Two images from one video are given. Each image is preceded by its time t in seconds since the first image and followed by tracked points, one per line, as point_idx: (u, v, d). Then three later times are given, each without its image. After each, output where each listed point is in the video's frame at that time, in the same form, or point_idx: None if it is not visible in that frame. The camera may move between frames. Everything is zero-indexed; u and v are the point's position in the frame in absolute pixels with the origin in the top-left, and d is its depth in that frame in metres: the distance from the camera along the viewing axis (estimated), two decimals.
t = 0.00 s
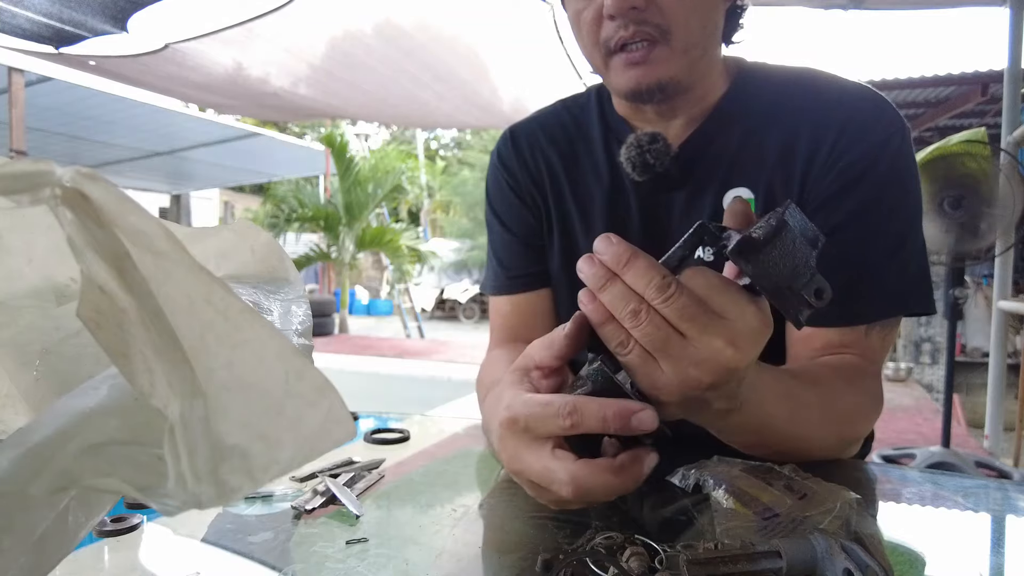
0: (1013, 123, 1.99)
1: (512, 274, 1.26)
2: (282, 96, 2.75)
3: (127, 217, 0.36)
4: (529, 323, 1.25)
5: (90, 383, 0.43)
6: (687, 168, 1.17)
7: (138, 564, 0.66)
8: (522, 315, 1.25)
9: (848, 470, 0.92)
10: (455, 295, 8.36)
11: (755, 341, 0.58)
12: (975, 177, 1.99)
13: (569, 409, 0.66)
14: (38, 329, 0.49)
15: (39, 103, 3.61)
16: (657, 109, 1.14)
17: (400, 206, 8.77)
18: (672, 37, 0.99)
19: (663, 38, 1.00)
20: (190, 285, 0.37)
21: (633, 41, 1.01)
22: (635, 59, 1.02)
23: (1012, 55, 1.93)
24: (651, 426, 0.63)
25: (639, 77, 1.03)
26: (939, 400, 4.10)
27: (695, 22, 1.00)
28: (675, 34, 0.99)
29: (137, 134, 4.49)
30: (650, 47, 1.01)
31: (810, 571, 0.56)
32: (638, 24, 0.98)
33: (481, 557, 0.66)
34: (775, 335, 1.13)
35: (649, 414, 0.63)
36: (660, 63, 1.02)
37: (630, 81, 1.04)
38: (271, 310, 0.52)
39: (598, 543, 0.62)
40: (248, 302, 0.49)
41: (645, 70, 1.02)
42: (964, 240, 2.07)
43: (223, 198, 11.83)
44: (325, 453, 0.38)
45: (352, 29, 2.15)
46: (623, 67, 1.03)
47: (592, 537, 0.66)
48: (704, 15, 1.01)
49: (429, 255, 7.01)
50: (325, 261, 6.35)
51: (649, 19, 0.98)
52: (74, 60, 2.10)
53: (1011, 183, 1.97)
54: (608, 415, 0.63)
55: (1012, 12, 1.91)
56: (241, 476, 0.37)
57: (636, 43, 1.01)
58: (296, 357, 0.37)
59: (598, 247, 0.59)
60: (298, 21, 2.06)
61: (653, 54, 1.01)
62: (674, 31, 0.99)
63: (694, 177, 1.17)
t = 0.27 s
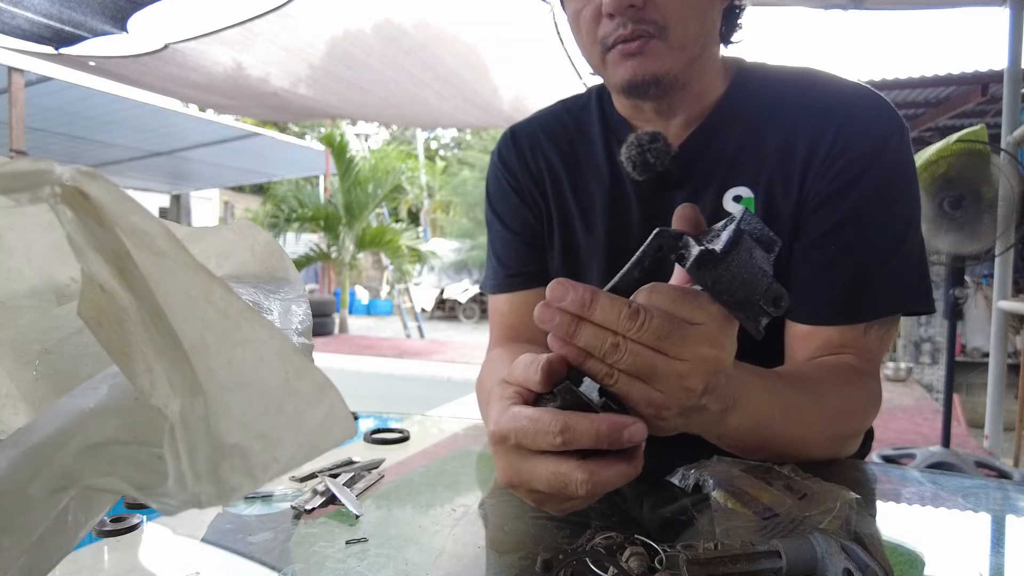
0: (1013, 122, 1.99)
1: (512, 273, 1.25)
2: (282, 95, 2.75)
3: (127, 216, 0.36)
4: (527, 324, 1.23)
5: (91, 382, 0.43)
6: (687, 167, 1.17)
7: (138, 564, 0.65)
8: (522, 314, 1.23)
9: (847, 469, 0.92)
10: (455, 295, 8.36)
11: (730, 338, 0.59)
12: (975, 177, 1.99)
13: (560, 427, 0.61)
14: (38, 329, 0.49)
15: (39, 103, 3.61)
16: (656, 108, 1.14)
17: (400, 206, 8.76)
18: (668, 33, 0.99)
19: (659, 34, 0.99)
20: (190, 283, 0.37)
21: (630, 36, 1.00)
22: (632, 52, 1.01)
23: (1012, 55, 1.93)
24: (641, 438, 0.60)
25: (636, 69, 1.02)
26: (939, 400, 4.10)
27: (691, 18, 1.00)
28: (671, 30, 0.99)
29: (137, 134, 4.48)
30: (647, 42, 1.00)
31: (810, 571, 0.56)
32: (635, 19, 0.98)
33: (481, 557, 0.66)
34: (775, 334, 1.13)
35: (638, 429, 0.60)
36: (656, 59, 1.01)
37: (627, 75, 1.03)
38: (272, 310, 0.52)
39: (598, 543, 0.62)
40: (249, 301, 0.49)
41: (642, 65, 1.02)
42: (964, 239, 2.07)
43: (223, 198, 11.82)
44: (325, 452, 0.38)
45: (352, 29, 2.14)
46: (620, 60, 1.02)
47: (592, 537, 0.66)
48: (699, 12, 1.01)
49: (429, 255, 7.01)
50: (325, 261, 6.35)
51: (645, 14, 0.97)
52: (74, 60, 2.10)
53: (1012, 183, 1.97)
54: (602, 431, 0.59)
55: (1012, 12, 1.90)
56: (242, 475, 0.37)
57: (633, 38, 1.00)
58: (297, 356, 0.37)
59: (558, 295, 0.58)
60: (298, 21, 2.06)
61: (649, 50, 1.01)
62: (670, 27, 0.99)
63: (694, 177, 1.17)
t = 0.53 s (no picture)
0: (1013, 122, 1.99)
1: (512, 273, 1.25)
2: (282, 96, 2.75)
3: (126, 216, 0.36)
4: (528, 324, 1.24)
5: (91, 383, 0.43)
6: (686, 168, 1.17)
7: (138, 564, 0.65)
8: (522, 314, 1.24)
9: (847, 470, 0.92)
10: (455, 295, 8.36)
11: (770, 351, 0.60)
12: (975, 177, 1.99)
13: (466, 435, 0.67)
14: (38, 329, 0.49)
15: (39, 103, 3.61)
16: (656, 108, 1.13)
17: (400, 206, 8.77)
18: (669, 35, 0.99)
19: (660, 36, 0.99)
20: (190, 284, 0.37)
21: (632, 39, 1.01)
22: (634, 58, 1.02)
23: (1012, 55, 1.93)
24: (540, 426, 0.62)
25: (639, 74, 1.03)
26: (938, 400, 4.10)
27: (693, 20, 1.00)
28: (673, 32, 0.99)
29: (137, 134, 4.49)
30: (648, 44, 1.01)
31: (810, 571, 0.56)
32: (637, 21, 0.98)
33: (481, 556, 0.67)
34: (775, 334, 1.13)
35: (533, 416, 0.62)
36: (658, 61, 1.02)
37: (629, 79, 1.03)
38: (271, 310, 0.52)
39: (598, 543, 0.62)
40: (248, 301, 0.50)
41: (645, 68, 1.02)
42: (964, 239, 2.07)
43: (224, 198, 11.83)
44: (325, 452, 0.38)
45: (352, 28, 2.15)
46: (623, 65, 1.03)
47: (592, 537, 0.66)
48: (701, 14, 1.01)
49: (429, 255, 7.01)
50: (325, 261, 6.35)
51: (647, 16, 0.98)
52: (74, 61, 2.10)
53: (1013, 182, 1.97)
54: (498, 429, 0.63)
55: (1012, 12, 1.90)
56: (241, 476, 0.37)
57: (635, 40, 1.01)
58: (296, 356, 0.37)
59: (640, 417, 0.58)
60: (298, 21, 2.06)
61: (651, 53, 1.01)
62: (671, 29, 0.99)
63: (693, 177, 1.17)
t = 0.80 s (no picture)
0: (1013, 122, 1.99)
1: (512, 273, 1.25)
2: (282, 96, 2.75)
3: (126, 216, 0.36)
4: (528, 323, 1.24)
5: (91, 383, 0.43)
6: (686, 168, 1.17)
7: (138, 564, 0.65)
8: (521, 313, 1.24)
9: (847, 469, 0.92)
10: (455, 294, 8.35)
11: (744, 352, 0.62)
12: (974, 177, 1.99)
13: (438, 401, 0.68)
14: (38, 329, 0.49)
15: (39, 103, 3.61)
16: (655, 108, 1.13)
17: (400, 206, 8.77)
18: (669, 33, 0.99)
19: (660, 34, 0.99)
20: (190, 283, 0.37)
21: (632, 36, 1.00)
22: (635, 54, 1.01)
23: (1012, 55, 1.93)
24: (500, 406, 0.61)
25: (639, 72, 1.02)
26: (938, 400, 4.10)
27: (692, 18, 1.00)
28: (673, 30, 0.99)
29: (137, 134, 4.49)
30: (648, 42, 1.00)
31: (810, 571, 0.56)
32: (636, 17, 0.99)
33: (481, 556, 0.67)
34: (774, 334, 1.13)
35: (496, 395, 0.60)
36: (658, 60, 1.01)
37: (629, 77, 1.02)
38: (271, 310, 0.52)
39: (598, 543, 0.62)
40: (249, 302, 0.50)
41: (643, 65, 1.01)
42: (964, 239, 2.07)
43: (224, 198, 11.82)
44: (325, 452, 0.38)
45: (352, 29, 2.15)
46: (623, 62, 1.02)
47: (591, 537, 0.66)
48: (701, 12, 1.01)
49: (429, 255, 7.01)
50: (325, 261, 6.35)
51: (646, 12, 0.98)
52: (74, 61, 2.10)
53: (1012, 184, 1.98)
54: (463, 401, 0.64)
55: (1012, 13, 1.90)
56: (242, 475, 0.37)
57: (634, 37, 1.00)
58: (296, 356, 0.37)
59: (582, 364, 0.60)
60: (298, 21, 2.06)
61: (652, 51, 1.00)
62: (671, 27, 0.99)
63: (693, 177, 1.17)
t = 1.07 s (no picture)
0: (1013, 122, 1.98)
1: (513, 273, 1.25)
2: (282, 96, 2.75)
3: (126, 216, 0.36)
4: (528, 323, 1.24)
5: (91, 383, 0.43)
6: (686, 168, 1.17)
7: (138, 564, 0.65)
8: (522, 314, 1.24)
9: (847, 469, 0.93)
10: (455, 294, 8.35)
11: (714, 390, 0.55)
12: (974, 177, 1.99)
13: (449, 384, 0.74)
14: (38, 329, 0.49)
15: (39, 103, 3.61)
16: (656, 103, 1.14)
17: (401, 206, 8.77)
18: (672, 28, 0.99)
19: (663, 29, 0.99)
20: (190, 283, 0.37)
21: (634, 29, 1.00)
22: (636, 46, 1.01)
23: (1012, 55, 1.93)
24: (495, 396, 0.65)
25: (640, 63, 1.02)
26: (938, 400, 4.10)
27: (695, 13, 0.99)
28: (675, 24, 0.99)
29: (137, 134, 4.49)
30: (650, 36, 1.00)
31: (810, 571, 0.56)
32: (640, 12, 0.98)
33: (481, 556, 0.67)
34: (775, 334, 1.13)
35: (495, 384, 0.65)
36: (660, 54, 1.01)
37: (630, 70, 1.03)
38: (272, 310, 0.52)
39: (598, 543, 0.62)
40: (249, 302, 0.50)
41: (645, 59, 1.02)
42: (964, 239, 2.07)
43: (223, 198, 11.82)
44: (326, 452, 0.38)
45: (352, 29, 2.15)
46: (624, 55, 1.02)
47: (592, 537, 0.66)
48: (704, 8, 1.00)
49: (429, 255, 7.01)
50: (325, 261, 6.36)
51: (650, 8, 0.97)
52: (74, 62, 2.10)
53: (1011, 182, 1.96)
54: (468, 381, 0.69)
55: (1012, 13, 1.90)
56: (242, 476, 0.37)
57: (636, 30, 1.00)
58: (297, 357, 0.37)
59: (594, 356, 0.61)
60: (298, 21, 2.06)
61: (654, 45, 1.01)
62: (674, 22, 0.99)
63: (693, 177, 1.17)
